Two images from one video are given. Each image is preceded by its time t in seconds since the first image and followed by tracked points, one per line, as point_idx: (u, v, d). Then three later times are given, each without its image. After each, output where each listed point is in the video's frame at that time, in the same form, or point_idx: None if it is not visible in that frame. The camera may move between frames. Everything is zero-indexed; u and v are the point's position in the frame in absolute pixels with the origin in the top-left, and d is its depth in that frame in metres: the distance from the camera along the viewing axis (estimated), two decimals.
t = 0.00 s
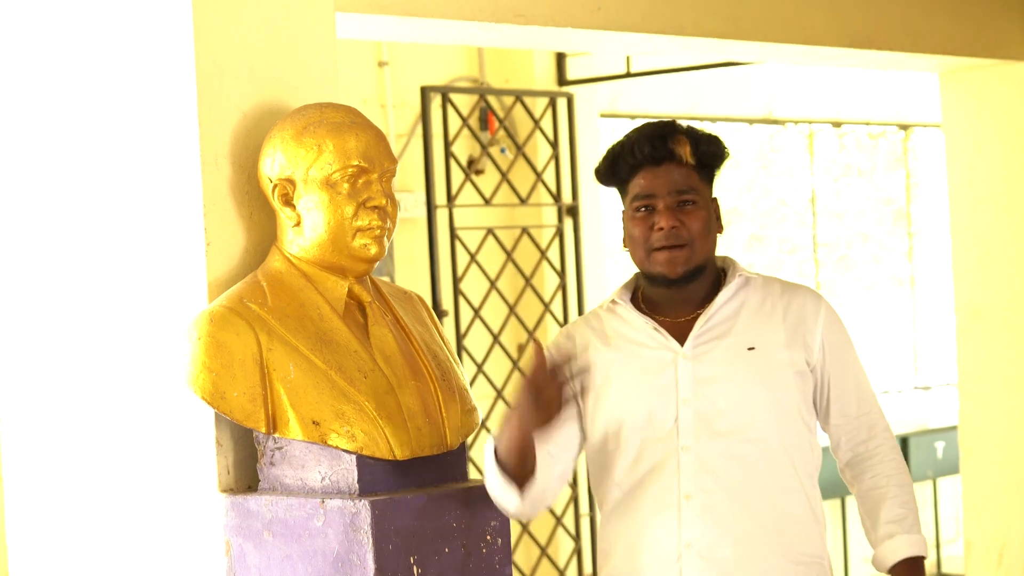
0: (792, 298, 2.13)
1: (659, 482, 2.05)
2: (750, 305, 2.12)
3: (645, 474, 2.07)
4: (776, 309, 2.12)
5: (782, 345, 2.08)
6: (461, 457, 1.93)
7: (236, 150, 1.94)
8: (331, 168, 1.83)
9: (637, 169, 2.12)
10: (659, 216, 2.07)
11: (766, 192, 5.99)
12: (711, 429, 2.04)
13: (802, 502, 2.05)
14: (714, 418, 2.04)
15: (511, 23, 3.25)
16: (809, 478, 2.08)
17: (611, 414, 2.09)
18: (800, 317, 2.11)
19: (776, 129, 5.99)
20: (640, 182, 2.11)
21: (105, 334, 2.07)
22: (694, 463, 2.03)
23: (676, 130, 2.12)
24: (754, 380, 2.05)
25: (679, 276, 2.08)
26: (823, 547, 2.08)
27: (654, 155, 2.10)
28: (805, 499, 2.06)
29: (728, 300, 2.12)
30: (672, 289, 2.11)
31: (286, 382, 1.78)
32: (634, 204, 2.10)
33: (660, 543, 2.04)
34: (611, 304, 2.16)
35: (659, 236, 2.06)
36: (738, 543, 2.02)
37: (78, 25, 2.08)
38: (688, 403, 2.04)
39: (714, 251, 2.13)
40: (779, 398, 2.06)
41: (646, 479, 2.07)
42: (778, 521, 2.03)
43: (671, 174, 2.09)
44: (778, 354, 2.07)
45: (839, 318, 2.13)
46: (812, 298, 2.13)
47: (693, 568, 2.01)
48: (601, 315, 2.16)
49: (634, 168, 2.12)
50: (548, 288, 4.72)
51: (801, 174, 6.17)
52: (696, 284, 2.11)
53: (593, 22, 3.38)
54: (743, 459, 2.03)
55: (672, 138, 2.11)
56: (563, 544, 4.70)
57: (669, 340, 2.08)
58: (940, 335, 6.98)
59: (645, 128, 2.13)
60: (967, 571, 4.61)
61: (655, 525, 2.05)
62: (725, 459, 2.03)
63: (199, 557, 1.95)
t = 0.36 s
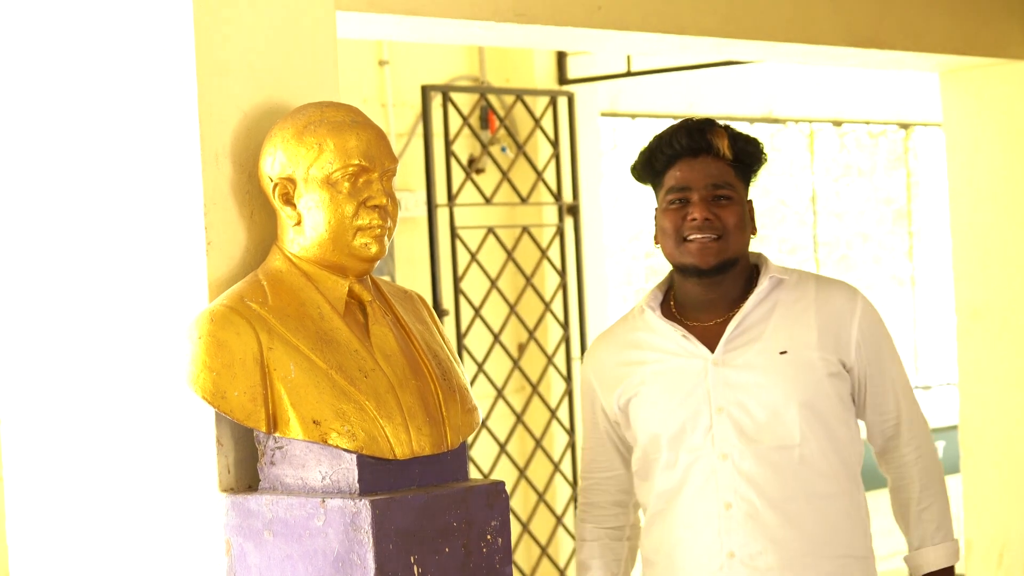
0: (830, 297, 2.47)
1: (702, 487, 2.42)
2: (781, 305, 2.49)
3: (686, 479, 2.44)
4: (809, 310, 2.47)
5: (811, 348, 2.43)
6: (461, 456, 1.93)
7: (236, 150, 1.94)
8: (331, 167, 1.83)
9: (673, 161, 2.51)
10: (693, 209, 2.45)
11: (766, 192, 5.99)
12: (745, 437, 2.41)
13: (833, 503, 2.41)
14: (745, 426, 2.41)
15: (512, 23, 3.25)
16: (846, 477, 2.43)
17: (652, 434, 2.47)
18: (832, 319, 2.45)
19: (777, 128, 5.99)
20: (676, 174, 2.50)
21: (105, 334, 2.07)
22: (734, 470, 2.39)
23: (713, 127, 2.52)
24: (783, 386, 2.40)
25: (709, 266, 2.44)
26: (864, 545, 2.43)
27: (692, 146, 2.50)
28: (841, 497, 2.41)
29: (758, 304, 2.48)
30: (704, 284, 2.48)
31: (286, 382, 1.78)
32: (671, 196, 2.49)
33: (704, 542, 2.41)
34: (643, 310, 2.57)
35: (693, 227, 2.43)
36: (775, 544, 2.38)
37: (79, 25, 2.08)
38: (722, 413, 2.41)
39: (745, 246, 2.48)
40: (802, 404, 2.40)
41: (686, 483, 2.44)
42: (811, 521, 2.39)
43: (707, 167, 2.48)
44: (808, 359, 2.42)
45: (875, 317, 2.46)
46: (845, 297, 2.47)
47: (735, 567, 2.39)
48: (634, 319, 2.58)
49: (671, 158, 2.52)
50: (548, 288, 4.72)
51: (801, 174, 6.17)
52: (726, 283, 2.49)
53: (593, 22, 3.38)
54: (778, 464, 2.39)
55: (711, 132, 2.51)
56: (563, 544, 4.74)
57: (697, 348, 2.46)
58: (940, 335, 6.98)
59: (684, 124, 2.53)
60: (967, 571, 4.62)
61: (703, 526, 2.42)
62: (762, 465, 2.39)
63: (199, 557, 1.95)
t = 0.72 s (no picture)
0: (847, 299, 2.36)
1: (707, 486, 2.38)
2: (795, 308, 2.40)
3: (692, 476, 2.40)
4: (826, 311, 2.38)
5: (823, 353, 2.35)
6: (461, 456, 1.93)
7: (235, 150, 1.94)
8: (331, 167, 1.83)
9: (689, 163, 2.43)
10: (712, 210, 2.37)
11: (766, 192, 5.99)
12: (751, 438, 2.35)
13: (839, 507, 2.33)
14: (752, 427, 2.35)
15: (512, 23, 3.25)
16: (856, 483, 2.35)
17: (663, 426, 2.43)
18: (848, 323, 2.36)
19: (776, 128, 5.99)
20: (693, 176, 2.42)
21: (105, 334, 2.07)
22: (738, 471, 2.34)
23: (726, 125, 2.43)
24: (791, 390, 2.33)
25: (732, 266, 2.35)
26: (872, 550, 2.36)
27: (705, 147, 2.41)
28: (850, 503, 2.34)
29: (775, 305, 2.40)
30: (727, 284, 2.40)
31: (286, 382, 1.78)
32: (689, 199, 2.41)
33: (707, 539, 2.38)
34: (665, 302, 2.50)
35: (713, 228, 2.35)
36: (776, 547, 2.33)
37: (79, 24, 2.08)
38: (729, 413, 2.36)
39: (768, 244, 2.40)
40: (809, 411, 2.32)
41: (692, 480, 2.40)
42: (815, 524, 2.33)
43: (723, 167, 2.39)
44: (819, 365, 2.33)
45: (899, 316, 2.36)
46: (865, 296, 2.38)
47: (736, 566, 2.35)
48: (658, 310, 2.52)
49: (687, 161, 2.43)
50: (548, 288, 4.72)
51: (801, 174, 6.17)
52: (749, 280, 2.41)
53: (593, 22, 3.38)
54: (783, 468, 2.32)
55: (724, 131, 2.42)
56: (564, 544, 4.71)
57: (711, 346, 2.40)
58: (940, 335, 6.98)
59: (696, 125, 2.44)
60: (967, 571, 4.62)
61: (706, 524, 2.38)
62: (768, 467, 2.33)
63: (199, 556, 1.95)
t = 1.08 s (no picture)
0: (841, 292, 2.28)
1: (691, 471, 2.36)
2: (789, 306, 2.33)
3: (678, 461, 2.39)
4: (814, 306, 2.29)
5: (812, 345, 2.27)
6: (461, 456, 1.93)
7: (235, 150, 1.94)
8: (331, 167, 1.83)
9: (674, 184, 2.37)
10: (707, 224, 2.30)
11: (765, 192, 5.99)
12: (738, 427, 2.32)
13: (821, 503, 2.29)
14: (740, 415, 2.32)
15: (511, 23, 3.25)
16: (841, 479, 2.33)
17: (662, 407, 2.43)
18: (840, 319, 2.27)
19: (776, 128, 6.00)
20: (683, 195, 2.35)
21: (104, 334, 2.07)
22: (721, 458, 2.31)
23: (698, 136, 2.34)
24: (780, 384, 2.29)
25: (742, 274, 2.31)
26: (850, 549, 2.33)
27: (684, 166, 2.34)
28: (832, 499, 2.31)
29: (770, 299, 2.33)
30: (738, 291, 2.38)
31: (286, 381, 1.78)
32: (683, 217, 2.35)
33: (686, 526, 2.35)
34: (682, 279, 2.50)
35: (712, 244, 2.29)
36: (752, 539, 2.28)
37: (78, 24, 2.08)
38: (719, 400, 2.34)
39: (770, 239, 2.34)
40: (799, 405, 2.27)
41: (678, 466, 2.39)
42: (794, 517, 2.28)
43: (707, 180, 2.32)
44: (809, 359, 2.27)
45: (888, 318, 2.24)
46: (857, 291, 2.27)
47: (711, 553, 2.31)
48: (673, 286, 2.51)
49: (672, 183, 2.37)
50: (548, 288, 4.72)
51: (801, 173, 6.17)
52: (758, 280, 2.36)
53: (593, 22, 3.38)
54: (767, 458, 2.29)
55: (697, 145, 2.33)
56: (564, 544, 4.72)
57: (711, 330, 2.38)
58: (940, 334, 6.98)
59: (670, 145, 2.36)
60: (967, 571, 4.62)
61: (687, 511, 2.35)
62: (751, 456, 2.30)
63: (199, 556, 1.95)
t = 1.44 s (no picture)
0: (817, 304, 2.33)
1: (657, 479, 2.35)
2: (759, 312, 2.36)
3: (642, 468, 2.38)
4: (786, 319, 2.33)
5: (781, 352, 2.30)
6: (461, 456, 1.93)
7: (235, 150, 1.94)
8: (331, 167, 1.83)
9: (676, 154, 2.39)
10: (691, 204, 2.33)
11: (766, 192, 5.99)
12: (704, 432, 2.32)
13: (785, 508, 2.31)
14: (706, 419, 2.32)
15: (512, 23, 3.25)
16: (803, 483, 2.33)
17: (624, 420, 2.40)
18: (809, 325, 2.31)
19: (776, 128, 5.99)
20: (678, 168, 2.37)
21: (104, 334, 2.07)
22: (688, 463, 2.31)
23: (720, 122, 2.38)
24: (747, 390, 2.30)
25: (702, 261, 2.32)
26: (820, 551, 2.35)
27: (695, 142, 2.37)
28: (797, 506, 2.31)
29: (741, 305, 2.36)
30: (697, 277, 2.36)
31: (286, 381, 1.78)
32: (670, 190, 2.37)
33: (651, 531, 2.36)
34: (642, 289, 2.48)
35: (689, 222, 2.31)
36: (721, 544, 2.29)
37: (79, 24, 2.08)
38: (685, 404, 2.32)
39: (741, 246, 2.36)
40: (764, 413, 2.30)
41: (642, 472, 2.38)
42: (756, 524, 2.30)
43: (710, 163, 2.35)
44: (776, 366, 2.30)
45: (862, 328, 2.29)
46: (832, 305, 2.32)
47: (678, 559, 2.32)
48: (633, 295, 2.49)
49: (675, 152, 2.39)
50: (548, 288, 4.71)
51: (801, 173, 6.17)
52: (721, 274, 2.36)
53: (593, 22, 3.38)
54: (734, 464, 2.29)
55: (717, 129, 2.37)
56: (564, 544, 4.71)
57: (673, 336, 2.37)
58: (940, 334, 6.98)
59: (690, 117, 2.39)
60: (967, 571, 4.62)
61: (654, 516, 2.35)
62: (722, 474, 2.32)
63: (199, 556, 1.95)
